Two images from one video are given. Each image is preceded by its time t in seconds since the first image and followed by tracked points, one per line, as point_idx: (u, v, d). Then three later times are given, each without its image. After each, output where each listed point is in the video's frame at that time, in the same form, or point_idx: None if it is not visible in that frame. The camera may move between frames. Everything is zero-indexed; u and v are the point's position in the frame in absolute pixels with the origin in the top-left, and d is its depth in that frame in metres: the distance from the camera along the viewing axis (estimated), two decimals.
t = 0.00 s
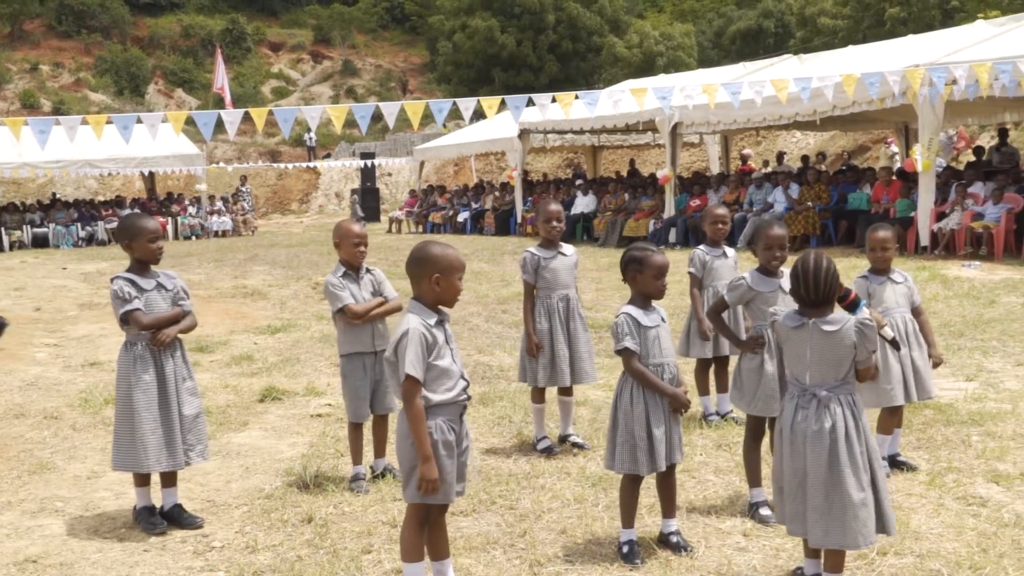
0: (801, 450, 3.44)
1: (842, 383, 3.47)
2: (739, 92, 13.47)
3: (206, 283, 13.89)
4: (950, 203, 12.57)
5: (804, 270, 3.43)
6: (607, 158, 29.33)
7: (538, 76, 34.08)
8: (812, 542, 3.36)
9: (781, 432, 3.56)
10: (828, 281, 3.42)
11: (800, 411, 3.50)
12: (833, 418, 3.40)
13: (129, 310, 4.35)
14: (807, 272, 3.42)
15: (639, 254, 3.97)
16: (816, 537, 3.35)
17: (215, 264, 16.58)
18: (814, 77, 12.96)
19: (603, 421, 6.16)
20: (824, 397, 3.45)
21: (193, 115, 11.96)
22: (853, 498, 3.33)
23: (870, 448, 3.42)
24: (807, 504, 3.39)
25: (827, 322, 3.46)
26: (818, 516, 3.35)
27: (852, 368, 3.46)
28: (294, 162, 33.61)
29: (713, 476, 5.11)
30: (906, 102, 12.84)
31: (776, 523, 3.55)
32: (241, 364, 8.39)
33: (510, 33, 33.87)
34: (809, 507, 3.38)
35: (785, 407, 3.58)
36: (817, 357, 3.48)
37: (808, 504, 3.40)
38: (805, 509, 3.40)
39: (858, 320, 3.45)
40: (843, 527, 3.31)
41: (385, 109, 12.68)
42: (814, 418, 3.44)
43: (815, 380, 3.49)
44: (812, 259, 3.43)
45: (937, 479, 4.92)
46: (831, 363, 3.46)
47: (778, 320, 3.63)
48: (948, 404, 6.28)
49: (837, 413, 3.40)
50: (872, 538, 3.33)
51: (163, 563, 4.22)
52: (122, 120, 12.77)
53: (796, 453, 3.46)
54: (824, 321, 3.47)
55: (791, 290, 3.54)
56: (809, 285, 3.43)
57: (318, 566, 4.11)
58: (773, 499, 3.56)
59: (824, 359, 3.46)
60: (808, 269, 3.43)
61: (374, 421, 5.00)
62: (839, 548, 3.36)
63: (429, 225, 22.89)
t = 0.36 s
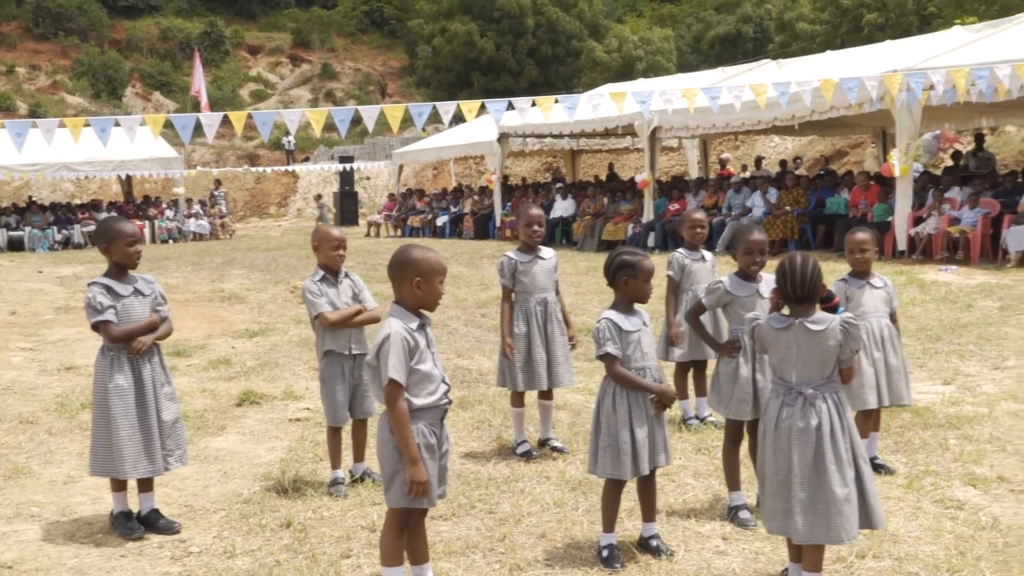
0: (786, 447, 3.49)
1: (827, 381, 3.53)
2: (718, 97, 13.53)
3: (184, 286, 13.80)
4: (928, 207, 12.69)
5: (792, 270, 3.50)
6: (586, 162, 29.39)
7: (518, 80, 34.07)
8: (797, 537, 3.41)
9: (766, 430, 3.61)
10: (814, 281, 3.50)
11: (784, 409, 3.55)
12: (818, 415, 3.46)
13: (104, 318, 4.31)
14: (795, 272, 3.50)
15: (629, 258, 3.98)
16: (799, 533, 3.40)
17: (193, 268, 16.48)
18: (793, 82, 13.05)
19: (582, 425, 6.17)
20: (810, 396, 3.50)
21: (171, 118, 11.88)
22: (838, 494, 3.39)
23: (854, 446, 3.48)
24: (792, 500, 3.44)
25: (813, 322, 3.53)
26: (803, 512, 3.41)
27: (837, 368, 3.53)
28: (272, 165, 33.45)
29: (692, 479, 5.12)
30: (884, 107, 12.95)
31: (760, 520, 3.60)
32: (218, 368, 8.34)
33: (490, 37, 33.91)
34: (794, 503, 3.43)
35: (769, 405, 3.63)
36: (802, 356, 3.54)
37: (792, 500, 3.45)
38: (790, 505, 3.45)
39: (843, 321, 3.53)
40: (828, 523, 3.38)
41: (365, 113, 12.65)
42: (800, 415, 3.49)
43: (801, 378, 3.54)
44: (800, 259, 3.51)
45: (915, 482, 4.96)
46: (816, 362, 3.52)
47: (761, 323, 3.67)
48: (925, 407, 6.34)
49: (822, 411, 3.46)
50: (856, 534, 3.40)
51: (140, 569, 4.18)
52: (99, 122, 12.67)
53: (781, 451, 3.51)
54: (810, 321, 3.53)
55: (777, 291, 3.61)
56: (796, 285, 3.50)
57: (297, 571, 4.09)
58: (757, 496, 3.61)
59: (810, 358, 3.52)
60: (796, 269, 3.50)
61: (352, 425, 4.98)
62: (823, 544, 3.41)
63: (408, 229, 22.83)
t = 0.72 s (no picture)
0: (782, 463, 3.49)
1: (819, 396, 3.55)
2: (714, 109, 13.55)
3: (178, 299, 13.78)
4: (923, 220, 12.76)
5: (784, 285, 3.52)
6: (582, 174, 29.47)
7: (513, 92, 34.12)
8: (794, 552, 3.43)
9: (757, 445, 3.60)
10: (806, 296, 3.53)
11: (779, 424, 3.55)
12: (814, 431, 3.48)
13: (95, 333, 4.31)
14: (787, 287, 3.52)
15: (622, 271, 4.00)
16: (797, 547, 3.42)
17: (188, 280, 16.47)
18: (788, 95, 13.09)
19: (578, 438, 6.16)
20: (804, 411, 3.52)
21: (166, 130, 11.87)
22: (834, 507, 3.43)
23: (847, 458, 3.52)
24: (789, 516, 3.45)
25: (803, 337, 3.53)
26: (801, 526, 3.42)
27: (826, 383, 3.54)
28: (268, 177, 33.47)
29: (687, 492, 5.12)
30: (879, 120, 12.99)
31: (749, 536, 3.59)
32: (213, 381, 8.33)
33: (485, 49, 34.02)
34: (792, 519, 3.44)
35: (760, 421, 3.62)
36: (793, 372, 3.54)
37: (790, 516, 3.45)
38: (786, 521, 3.46)
39: (832, 335, 3.52)
40: (826, 537, 3.42)
41: (360, 125, 12.67)
42: (796, 431, 3.50)
43: (794, 394, 3.55)
44: (790, 274, 3.52)
45: (910, 495, 4.96)
46: (806, 377, 3.53)
47: (751, 338, 3.66)
48: (921, 420, 6.34)
49: (817, 426, 3.49)
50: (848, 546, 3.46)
51: None
52: (94, 135, 12.68)
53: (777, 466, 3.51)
54: (801, 337, 3.54)
55: (766, 304, 3.62)
56: (788, 300, 3.52)
57: None
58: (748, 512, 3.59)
59: (802, 373, 3.53)
60: (788, 283, 3.52)
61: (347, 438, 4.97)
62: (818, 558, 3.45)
63: (403, 241, 22.84)
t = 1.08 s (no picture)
0: (792, 478, 3.53)
1: (828, 413, 3.59)
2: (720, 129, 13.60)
3: (189, 319, 13.85)
4: (931, 238, 12.75)
5: (799, 303, 3.59)
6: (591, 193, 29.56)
7: (522, 111, 34.29)
8: (801, 568, 3.46)
9: (767, 460, 3.63)
10: (820, 315, 3.60)
11: (789, 440, 3.59)
12: (826, 447, 3.52)
13: (104, 355, 4.36)
14: (802, 304, 3.59)
15: (623, 290, 4.05)
16: (805, 562, 3.45)
17: (199, 300, 16.56)
18: (794, 115, 13.13)
19: (585, 457, 6.18)
20: (814, 427, 3.56)
21: (176, 151, 11.97)
22: (841, 524, 3.48)
23: (856, 476, 3.55)
24: (797, 532, 3.49)
25: (817, 355, 3.60)
26: (808, 541, 3.46)
27: (835, 402, 3.61)
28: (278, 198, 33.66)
29: (694, 511, 5.13)
30: (886, 138, 13.02)
31: (756, 551, 3.62)
32: (223, 401, 8.38)
33: (494, 68, 34.23)
34: (799, 535, 3.48)
35: (771, 436, 3.66)
36: (804, 388, 3.60)
37: (799, 531, 3.49)
38: (794, 536, 3.49)
39: (845, 356, 3.62)
40: (832, 553, 3.47)
41: (368, 146, 12.77)
42: (808, 447, 3.54)
43: (805, 411, 3.59)
44: (805, 293, 3.61)
45: (916, 514, 4.97)
46: (819, 394, 3.59)
47: (764, 353, 3.72)
48: (927, 439, 6.34)
49: (827, 442, 3.53)
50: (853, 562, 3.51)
51: None
52: (106, 157, 12.80)
53: (788, 482, 3.54)
54: (814, 354, 3.61)
55: (781, 323, 3.69)
56: (802, 316, 3.58)
57: None
58: (755, 527, 3.61)
59: (814, 390, 3.59)
60: (803, 301, 3.60)
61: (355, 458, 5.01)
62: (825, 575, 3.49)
63: (413, 261, 22.93)
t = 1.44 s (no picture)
0: (813, 481, 3.59)
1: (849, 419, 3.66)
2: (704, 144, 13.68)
3: (176, 335, 13.82)
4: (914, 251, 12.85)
5: (827, 310, 3.62)
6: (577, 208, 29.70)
7: (509, 127, 34.48)
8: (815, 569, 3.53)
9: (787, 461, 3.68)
10: (847, 322, 3.62)
11: (812, 442, 3.63)
12: (846, 451, 3.59)
13: (89, 372, 4.37)
14: (830, 311, 3.62)
15: (608, 305, 4.08)
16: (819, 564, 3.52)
17: (185, 317, 16.54)
18: (777, 130, 13.23)
19: (570, 470, 6.21)
20: (837, 431, 3.61)
21: (162, 168, 11.97)
22: (856, 527, 3.56)
23: (870, 482, 3.64)
24: (813, 534, 3.56)
25: (844, 361, 3.63)
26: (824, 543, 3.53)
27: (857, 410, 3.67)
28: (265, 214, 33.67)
29: (678, 523, 5.16)
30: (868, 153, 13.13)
31: (767, 550, 3.66)
32: (209, 417, 8.36)
33: (481, 85, 34.39)
34: (816, 537, 3.55)
35: (793, 438, 3.70)
36: (829, 393, 3.63)
37: (815, 533, 3.56)
38: (810, 537, 3.56)
39: (869, 365, 3.68)
40: (845, 556, 3.55)
41: (355, 162, 12.81)
42: (830, 451, 3.59)
43: (828, 414, 3.63)
44: (831, 301, 3.63)
45: (898, 524, 5.01)
46: (843, 399, 3.62)
47: (792, 356, 3.74)
48: (910, 450, 6.40)
49: (848, 447, 3.59)
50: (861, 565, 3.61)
51: None
52: (92, 174, 12.80)
53: (808, 484, 3.59)
54: (841, 359, 3.64)
55: (809, 330, 3.71)
56: (830, 323, 3.62)
57: None
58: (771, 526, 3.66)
59: (839, 396, 3.62)
60: (830, 309, 3.63)
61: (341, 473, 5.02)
62: None
63: (400, 276, 22.96)
